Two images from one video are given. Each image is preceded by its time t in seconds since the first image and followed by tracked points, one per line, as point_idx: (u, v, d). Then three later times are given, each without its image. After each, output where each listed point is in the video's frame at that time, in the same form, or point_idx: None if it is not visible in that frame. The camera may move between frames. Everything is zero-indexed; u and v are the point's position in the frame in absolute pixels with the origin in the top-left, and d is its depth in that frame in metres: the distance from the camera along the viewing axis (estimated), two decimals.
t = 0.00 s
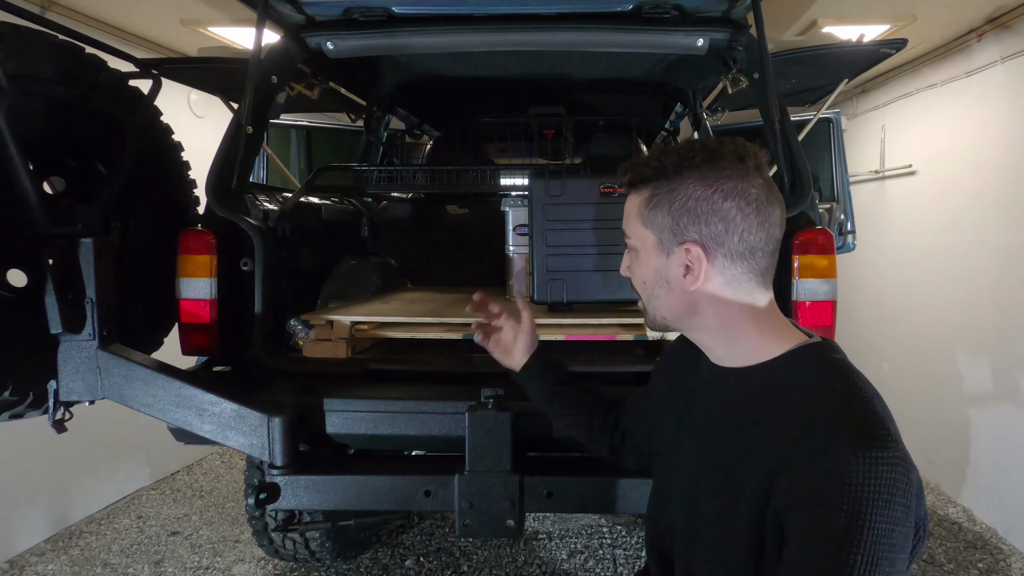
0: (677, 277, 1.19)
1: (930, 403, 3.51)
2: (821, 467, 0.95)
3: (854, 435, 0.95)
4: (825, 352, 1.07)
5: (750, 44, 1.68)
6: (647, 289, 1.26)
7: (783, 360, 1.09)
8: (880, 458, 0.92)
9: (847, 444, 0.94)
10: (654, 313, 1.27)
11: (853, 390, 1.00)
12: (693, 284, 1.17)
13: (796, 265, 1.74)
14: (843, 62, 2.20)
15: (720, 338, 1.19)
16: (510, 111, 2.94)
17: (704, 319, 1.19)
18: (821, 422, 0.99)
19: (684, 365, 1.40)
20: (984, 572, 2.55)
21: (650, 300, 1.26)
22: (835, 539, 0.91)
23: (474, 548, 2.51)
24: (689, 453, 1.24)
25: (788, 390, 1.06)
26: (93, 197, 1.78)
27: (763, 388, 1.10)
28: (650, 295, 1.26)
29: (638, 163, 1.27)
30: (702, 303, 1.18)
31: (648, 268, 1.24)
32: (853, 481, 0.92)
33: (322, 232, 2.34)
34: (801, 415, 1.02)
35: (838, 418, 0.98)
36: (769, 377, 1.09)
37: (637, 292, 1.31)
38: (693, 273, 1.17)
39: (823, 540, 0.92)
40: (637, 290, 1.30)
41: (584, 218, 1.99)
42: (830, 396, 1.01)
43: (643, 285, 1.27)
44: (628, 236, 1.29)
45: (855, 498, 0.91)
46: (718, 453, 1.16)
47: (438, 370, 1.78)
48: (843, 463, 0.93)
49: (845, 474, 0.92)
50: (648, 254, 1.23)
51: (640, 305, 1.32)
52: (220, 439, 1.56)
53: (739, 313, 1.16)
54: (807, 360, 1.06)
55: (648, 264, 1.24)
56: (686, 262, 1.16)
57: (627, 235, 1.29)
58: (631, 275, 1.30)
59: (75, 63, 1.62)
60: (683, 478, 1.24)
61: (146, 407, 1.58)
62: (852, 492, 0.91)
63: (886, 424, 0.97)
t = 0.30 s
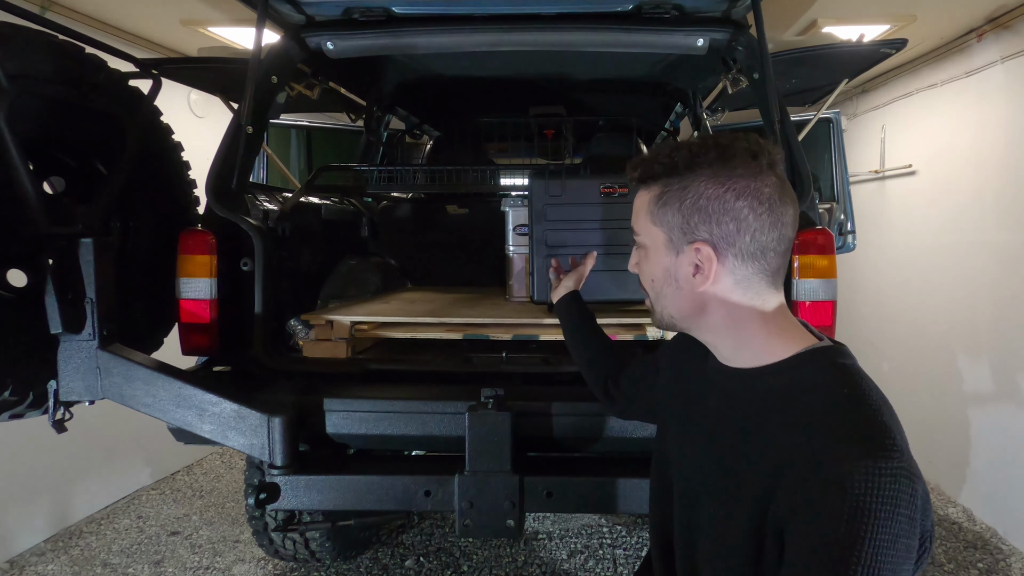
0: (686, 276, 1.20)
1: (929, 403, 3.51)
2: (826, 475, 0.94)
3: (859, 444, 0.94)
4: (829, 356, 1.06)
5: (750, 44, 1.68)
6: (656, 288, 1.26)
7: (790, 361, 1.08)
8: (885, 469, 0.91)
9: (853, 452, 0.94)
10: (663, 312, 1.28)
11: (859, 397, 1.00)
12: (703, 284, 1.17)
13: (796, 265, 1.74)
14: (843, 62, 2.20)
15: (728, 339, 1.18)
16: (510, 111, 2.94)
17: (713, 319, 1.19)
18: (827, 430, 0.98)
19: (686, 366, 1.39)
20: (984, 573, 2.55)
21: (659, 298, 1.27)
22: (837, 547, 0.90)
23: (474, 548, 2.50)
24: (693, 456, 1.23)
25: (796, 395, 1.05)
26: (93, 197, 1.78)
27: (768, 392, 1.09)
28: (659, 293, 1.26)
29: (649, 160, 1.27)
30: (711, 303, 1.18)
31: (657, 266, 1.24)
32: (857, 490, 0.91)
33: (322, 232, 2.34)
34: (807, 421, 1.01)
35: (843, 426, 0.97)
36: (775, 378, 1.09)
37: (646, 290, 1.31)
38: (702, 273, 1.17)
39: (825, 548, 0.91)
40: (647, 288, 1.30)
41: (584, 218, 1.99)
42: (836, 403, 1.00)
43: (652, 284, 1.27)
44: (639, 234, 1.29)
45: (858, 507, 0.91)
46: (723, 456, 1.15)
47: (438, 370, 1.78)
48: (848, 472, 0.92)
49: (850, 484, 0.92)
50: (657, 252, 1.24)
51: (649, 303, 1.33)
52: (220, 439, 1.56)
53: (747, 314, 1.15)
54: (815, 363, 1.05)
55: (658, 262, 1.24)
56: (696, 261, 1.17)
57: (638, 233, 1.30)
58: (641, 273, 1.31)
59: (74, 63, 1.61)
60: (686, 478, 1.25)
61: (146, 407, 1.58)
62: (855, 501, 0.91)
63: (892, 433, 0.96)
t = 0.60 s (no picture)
0: (699, 272, 1.20)
1: (929, 403, 3.51)
2: (836, 471, 0.94)
3: (870, 441, 0.94)
4: (841, 357, 1.07)
5: (750, 45, 1.68)
6: (668, 283, 1.27)
7: (803, 360, 1.09)
8: (896, 466, 0.91)
9: (864, 449, 0.93)
10: (674, 307, 1.28)
11: (872, 397, 1.00)
12: (715, 279, 1.18)
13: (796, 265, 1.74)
14: (843, 62, 2.20)
15: (738, 335, 1.19)
16: (510, 111, 2.94)
17: (725, 315, 1.20)
18: (838, 428, 0.98)
19: (694, 367, 1.40)
20: (984, 573, 2.55)
21: (670, 293, 1.27)
22: (847, 543, 0.89)
23: (474, 548, 2.50)
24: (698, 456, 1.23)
25: (807, 394, 1.05)
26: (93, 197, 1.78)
27: (779, 392, 1.10)
28: (670, 288, 1.27)
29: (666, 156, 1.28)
30: (723, 299, 1.19)
31: (670, 262, 1.25)
32: (867, 487, 0.90)
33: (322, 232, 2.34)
34: (818, 419, 1.01)
35: (854, 425, 0.97)
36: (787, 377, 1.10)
37: (657, 286, 1.32)
38: (716, 268, 1.18)
39: (835, 543, 0.90)
40: (658, 284, 1.31)
41: (584, 218, 1.99)
42: (848, 403, 1.00)
43: (664, 279, 1.28)
44: (652, 229, 1.30)
45: (869, 503, 0.89)
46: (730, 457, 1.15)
47: (438, 370, 1.78)
48: (858, 468, 0.92)
49: (861, 481, 0.91)
50: (671, 247, 1.25)
51: (659, 299, 1.33)
52: (220, 439, 1.56)
53: (758, 312, 1.17)
54: (827, 364, 1.06)
55: (671, 258, 1.25)
56: (710, 256, 1.18)
57: (651, 228, 1.30)
58: (652, 269, 1.31)
59: (74, 63, 1.61)
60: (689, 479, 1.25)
61: (146, 406, 1.58)
62: (865, 497, 0.90)
63: (904, 434, 0.96)
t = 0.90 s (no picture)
0: (705, 266, 1.19)
1: (929, 403, 3.51)
2: (840, 461, 0.94)
3: (872, 429, 0.94)
4: (835, 350, 1.07)
5: (750, 45, 1.68)
6: (669, 276, 1.25)
7: (800, 355, 1.09)
8: (898, 452, 0.92)
9: (865, 437, 0.94)
10: (670, 302, 1.26)
11: (869, 385, 1.00)
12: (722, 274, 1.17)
13: (796, 265, 1.74)
14: (843, 62, 2.20)
15: (736, 333, 1.19)
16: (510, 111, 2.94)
17: (725, 312, 1.19)
18: (839, 417, 0.98)
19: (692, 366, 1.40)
20: (984, 572, 2.55)
21: (669, 287, 1.25)
22: (857, 531, 0.90)
23: (474, 548, 2.50)
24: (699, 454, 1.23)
25: (806, 385, 1.05)
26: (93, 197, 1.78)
27: (781, 385, 1.09)
28: (670, 282, 1.25)
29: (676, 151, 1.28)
30: (725, 295, 1.18)
31: (674, 255, 1.23)
32: (873, 475, 0.91)
33: (322, 232, 2.34)
34: (818, 410, 1.01)
35: (854, 413, 0.97)
36: (786, 370, 1.10)
37: (654, 280, 1.29)
38: (724, 262, 1.17)
39: (845, 532, 0.91)
40: (655, 277, 1.28)
41: (584, 218, 1.99)
42: (847, 391, 1.00)
43: (665, 272, 1.25)
44: (656, 221, 1.27)
45: (876, 490, 0.91)
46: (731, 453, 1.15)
47: (438, 370, 1.78)
48: (863, 458, 0.92)
49: (866, 469, 0.91)
50: (677, 240, 1.23)
51: (654, 293, 1.31)
52: (220, 439, 1.56)
53: (759, 310, 1.17)
54: (824, 355, 1.07)
55: (676, 250, 1.23)
56: (718, 250, 1.17)
57: (654, 220, 1.28)
58: (651, 261, 1.29)
59: (75, 63, 1.61)
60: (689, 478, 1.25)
61: (146, 406, 1.58)
62: (872, 485, 0.91)
63: (901, 417, 0.97)
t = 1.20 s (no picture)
0: (699, 268, 1.19)
1: (929, 403, 3.51)
2: (838, 463, 0.93)
3: (871, 432, 0.94)
4: (835, 353, 1.07)
5: (750, 45, 1.68)
6: (665, 278, 1.25)
7: (799, 358, 1.09)
8: (897, 455, 0.91)
9: (864, 439, 0.93)
10: (668, 303, 1.27)
11: (867, 388, 1.00)
12: (716, 276, 1.18)
13: (796, 265, 1.74)
14: (843, 62, 2.20)
15: (735, 334, 1.19)
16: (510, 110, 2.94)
17: (722, 313, 1.20)
18: (837, 419, 0.98)
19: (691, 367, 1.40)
20: (984, 573, 2.55)
21: (666, 289, 1.26)
22: (854, 533, 0.89)
23: (474, 548, 2.50)
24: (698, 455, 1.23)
25: (804, 389, 1.05)
26: (93, 197, 1.78)
27: (779, 388, 1.09)
28: (666, 284, 1.25)
29: (672, 152, 1.27)
30: (721, 296, 1.19)
31: (668, 257, 1.23)
32: (871, 477, 0.90)
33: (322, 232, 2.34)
34: (817, 412, 1.01)
35: (853, 415, 0.97)
36: (784, 373, 1.09)
37: (651, 281, 1.29)
38: (718, 265, 1.17)
39: (842, 535, 0.90)
40: (652, 279, 1.28)
41: (584, 218, 1.99)
42: (845, 394, 1.00)
43: (661, 274, 1.26)
44: (651, 223, 1.27)
45: (874, 493, 0.90)
46: (730, 455, 1.15)
47: (438, 370, 1.78)
48: (862, 460, 0.92)
49: (865, 471, 0.91)
50: (671, 242, 1.23)
51: (652, 294, 1.31)
52: (220, 439, 1.56)
53: (755, 311, 1.17)
54: (822, 359, 1.07)
55: (670, 253, 1.23)
56: (711, 252, 1.17)
57: (649, 222, 1.28)
58: (647, 263, 1.29)
59: (74, 62, 1.61)
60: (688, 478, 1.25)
61: (146, 406, 1.58)
62: (870, 487, 0.90)
63: (899, 421, 0.97)
